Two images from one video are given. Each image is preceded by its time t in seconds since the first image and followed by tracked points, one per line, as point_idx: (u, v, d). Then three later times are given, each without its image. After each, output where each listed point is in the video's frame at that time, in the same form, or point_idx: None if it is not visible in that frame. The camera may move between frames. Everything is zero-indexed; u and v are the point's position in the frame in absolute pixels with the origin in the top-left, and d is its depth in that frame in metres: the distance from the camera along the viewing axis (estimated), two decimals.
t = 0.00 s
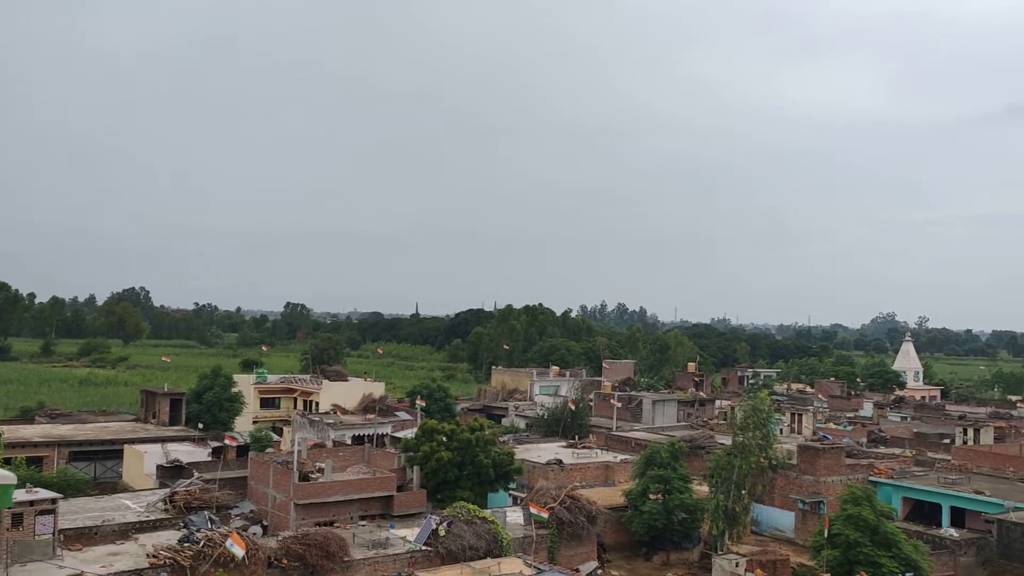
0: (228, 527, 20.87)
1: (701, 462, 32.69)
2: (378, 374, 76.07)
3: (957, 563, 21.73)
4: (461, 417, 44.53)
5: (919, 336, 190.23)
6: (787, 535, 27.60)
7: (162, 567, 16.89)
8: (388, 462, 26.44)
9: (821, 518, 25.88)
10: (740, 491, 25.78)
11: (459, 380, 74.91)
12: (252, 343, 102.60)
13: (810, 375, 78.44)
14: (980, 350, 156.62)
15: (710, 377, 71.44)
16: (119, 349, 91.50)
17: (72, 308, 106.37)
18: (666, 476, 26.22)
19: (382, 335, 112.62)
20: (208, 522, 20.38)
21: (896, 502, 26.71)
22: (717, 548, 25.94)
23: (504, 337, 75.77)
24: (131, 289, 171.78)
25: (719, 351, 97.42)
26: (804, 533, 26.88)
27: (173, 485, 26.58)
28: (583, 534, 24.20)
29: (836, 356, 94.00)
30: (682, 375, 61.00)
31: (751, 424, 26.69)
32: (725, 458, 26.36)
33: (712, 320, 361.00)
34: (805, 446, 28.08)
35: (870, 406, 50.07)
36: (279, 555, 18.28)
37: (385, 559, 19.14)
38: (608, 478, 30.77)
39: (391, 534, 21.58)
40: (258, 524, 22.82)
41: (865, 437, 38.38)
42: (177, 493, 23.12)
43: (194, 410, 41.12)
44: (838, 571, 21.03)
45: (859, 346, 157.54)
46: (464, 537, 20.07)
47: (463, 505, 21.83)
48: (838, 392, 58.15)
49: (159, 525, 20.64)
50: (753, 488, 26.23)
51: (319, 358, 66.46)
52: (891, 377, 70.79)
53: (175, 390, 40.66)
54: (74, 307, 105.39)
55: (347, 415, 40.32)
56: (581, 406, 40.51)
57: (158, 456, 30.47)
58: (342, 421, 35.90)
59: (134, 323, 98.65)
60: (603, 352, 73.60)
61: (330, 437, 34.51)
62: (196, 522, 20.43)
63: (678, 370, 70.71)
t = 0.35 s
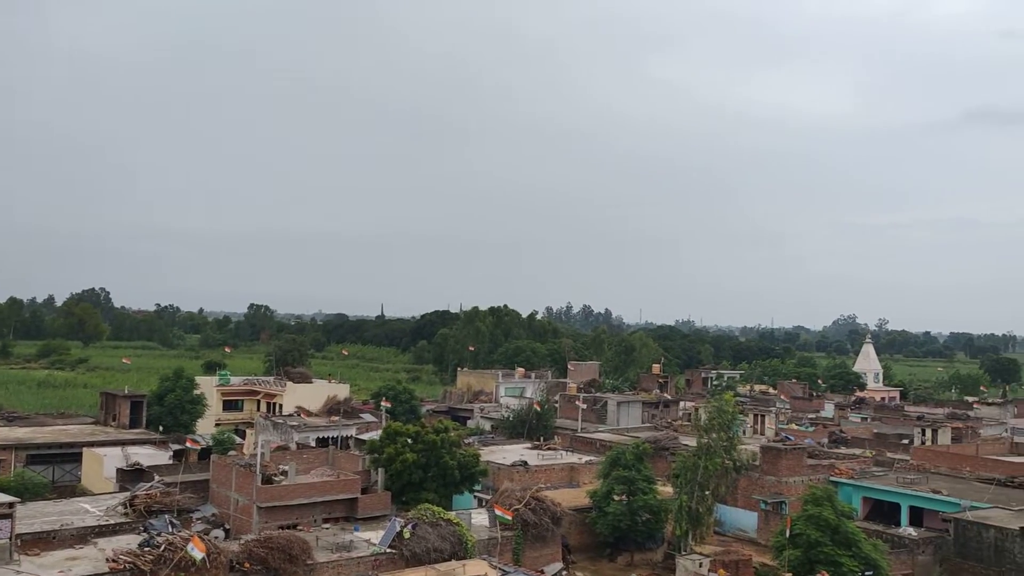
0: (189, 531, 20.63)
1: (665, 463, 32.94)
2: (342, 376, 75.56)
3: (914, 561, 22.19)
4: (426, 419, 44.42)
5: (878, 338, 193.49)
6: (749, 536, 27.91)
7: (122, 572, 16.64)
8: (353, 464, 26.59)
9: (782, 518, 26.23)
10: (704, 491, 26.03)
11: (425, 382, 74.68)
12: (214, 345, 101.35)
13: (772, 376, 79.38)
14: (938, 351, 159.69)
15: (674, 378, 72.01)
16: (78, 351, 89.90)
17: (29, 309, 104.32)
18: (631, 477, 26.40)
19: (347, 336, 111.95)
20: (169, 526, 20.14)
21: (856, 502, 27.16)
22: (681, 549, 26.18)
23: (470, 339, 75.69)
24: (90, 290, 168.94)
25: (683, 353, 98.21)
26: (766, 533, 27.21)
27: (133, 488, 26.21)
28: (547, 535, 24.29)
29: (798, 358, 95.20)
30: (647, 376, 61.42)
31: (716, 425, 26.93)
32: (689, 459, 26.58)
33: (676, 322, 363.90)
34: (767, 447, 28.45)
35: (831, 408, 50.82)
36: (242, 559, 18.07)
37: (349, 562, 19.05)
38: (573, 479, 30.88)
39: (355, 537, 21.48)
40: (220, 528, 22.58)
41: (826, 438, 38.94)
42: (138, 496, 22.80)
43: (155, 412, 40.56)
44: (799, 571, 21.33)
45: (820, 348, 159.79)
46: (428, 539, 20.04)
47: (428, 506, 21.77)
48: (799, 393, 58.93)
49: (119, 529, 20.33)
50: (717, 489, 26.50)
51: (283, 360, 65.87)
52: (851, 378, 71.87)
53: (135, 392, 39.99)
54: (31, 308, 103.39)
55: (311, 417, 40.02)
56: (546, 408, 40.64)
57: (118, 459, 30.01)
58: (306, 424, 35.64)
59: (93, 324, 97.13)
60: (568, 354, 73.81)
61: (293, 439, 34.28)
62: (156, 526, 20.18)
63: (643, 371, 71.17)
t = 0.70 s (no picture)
0: (144, 535, 20.31)
1: (625, 463, 33.17)
2: (301, 377, 74.86)
3: (867, 558, 22.49)
4: (386, 420, 44.20)
5: (833, 338, 196.84)
6: (707, 535, 28.20)
7: None
8: (310, 466, 26.66)
9: (740, 516, 26.56)
10: (663, 491, 26.24)
11: (385, 383, 74.29)
12: (169, 346, 99.73)
13: (730, 376, 80.37)
14: (890, 351, 163.01)
15: (633, 378, 72.53)
16: (28, 352, 87.87)
17: None
18: (590, 477, 26.55)
19: (306, 337, 110.96)
20: (123, 530, 19.80)
21: (811, 500, 27.63)
22: (640, 547, 26.39)
23: (430, 339, 75.48)
24: (41, 290, 165.35)
25: (643, 354, 99.01)
26: (723, 531, 27.53)
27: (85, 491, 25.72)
28: (507, 536, 24.32)
29: (755, 358, 96.53)
30: (606, 376, 61.82)
31: (677, 425, 27.19)
32: (650, 459, 26.78)
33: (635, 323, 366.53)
34: (725, 446, 28.85)
35: (787, 407, 51.60)
36: (197, 562, 17.72)
37: (307, 564, 18.89)
38: (532, 480, 30.95)
39: (313, 539, 21.30)
40: (175, 531, 22.25)
41: (783, 437, 39.53)
42: (90, 500, 22.39)
43: (108, 415, 39.82)
44: (756, 569, 21.64)
45: (777, 348, 162.09)
46: (388, 541, 19.99)
47: (387, 508, 21.72)
48: (756, 393, 59.74)
49: (71, 534, 19.93)
50: (677, 488, 26.73)
51: (241, 361, 65.06)
52: (807, 378, 73.04)
53: (88, 394, 39.28)
54: None
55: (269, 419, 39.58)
56: (506, 409, 40.70)
57: (70, 462, 29.44)
58: (263, 425, 35.30)
59: (45, 325, 95.02)
60: (528, 354, 73.96)
61: (251, 440, 33.90)
62: (109, 530, 19.83)
63: (603, 372, 71.59)
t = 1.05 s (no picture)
0: (96, 539, 19.95)
1: (583, 463, 33.38)
2: (257, 379, 73.98)
3: (821, 555, 22.95)
4: (344, 421, 43.90)
5: (788, 339, 199.84)
6: (664, 534, 28.49)
7: None
8: (267, 468, 26.40)
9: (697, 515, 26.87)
10: (622, 491, 26.45)
11: (343, 384, 73.78)
12: (122, 348, 97.90)
13: (687, 376, 81.26)
14: (843, 351, 166.15)
15: (591, 379, 72.93)
16: None
17: None
18: (549, 477, 26.70)
19: (262, 338, 109.74)
20: (74, 535, 19.43)
21: (766, 499, 28.08)
22: (598, 547, 26.56)
23: (389, 340, 75.14)
24: None
25: (601, 354, 99.64)
26: (681, 530, 27.82)
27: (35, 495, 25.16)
28: (466, 537, 24.34)
29: (711, 359, 97.75)
30: (565, 377, 62.08)
31: (636, 425, 27.44)
32: (609, 459, 26.97)
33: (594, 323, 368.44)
34: (682, 446, 29.18)
35: (743, 407, 52.29)
36: (151, 567, 17.42)
37: (264, 568, 18.68)
38: (491, 481, 30.97)
39: (270, 543, 21.07)
40: (128, 536, 21.87)
41: (739, 436, 40.05)
42: (40, 504, 21.95)
43: (58, 417, 38.97)
44: (713, 567, 21.96)
45: (733, 349, 164.25)
46: (345, 543, 19.83)
47: (344, 510, 21.51)
48: (713, 393, 60.52)
49: (20, 539, 19.49)
50: (636, 487, 26.95)
51: (195, 363, 64.11)
52: (763, 378, 74.12)
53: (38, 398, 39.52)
54: None
55: (224, 420, 39.08)
56: (465, 410, 40.66)
57: (19, 466, 28.76)
58: (219, 428, 34.85)
59: None
60: (487, 355, 73.97)
61: (206, 443, 33.46)
62: (60, 535, 19.45)
63: (561, 372, 71.86)
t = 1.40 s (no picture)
0: (50, 543, 19.61)
1: (545, 463, 33.50)
2: (216, 380, 73.11)
3: (778, 553, 23.20)
4: (304, 423, 43.55)
5: (747, 339, 202.38)
6: (625, 533, 28.71)
7: None
8: (226, 470, 26.12)
9: (657, 514, 27.10)
10: (583, 490, 26.60)
11: (303, 385, 73.19)
12: (76, 348, 96.07)
13: (648, 377, 81.92)
14: (801, 351, 168.71)
15: (553, 379, 73.20)
16: None
17: None
18: (511, 477, 26.78)
19: (221, 338, 108.44)
20: (27, 539, 19.06)
21: (725, 498, 28.43)
22: (559, 547, 26.67)
23: (350, 341, 74.77)
24: None
25: (563, 355, 100.09)
26: (641, 529, 28.02)
27: None
28: (427, 538, 24.31)
29: (672, 359, 98.68)
30: (526, 377, 62.25)
31: (598, 425, 27.63)
32: (570, 459, 27.11)
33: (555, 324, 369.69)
34: (643, 446, 29.43)
35: (702, 407, 52.86)
36: (106, 571, 17.11)
37: (222, 571, 18.46)
38: (453, 482, 30.96)
39: (229, 546, 20.84)
40: (82, 540, 21.51)
41: (699, 436, 40.50)
42: None
43: (11, 420, 38.14)
44: (673, 565, 22.23)
45: (693, 348, 165.98)
46: (305, 546, 19.65)
47: (304, 512, 21.38)
48: (673, 393, 61.09)
49: None
50: (597, 487, 27.10)
51: (152, 364, 63.16)
52: (722, 378, 74.98)
53: None
54: None
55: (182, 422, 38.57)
56: (427, 410, 40.56)
57: None
58: (176, 429, 34.38)
59: None
60: (448, 356, 73.91)
61: (163, 445, 32.98)
62: (12, 539, 19.07)
63: (523, 373, 72.04)
